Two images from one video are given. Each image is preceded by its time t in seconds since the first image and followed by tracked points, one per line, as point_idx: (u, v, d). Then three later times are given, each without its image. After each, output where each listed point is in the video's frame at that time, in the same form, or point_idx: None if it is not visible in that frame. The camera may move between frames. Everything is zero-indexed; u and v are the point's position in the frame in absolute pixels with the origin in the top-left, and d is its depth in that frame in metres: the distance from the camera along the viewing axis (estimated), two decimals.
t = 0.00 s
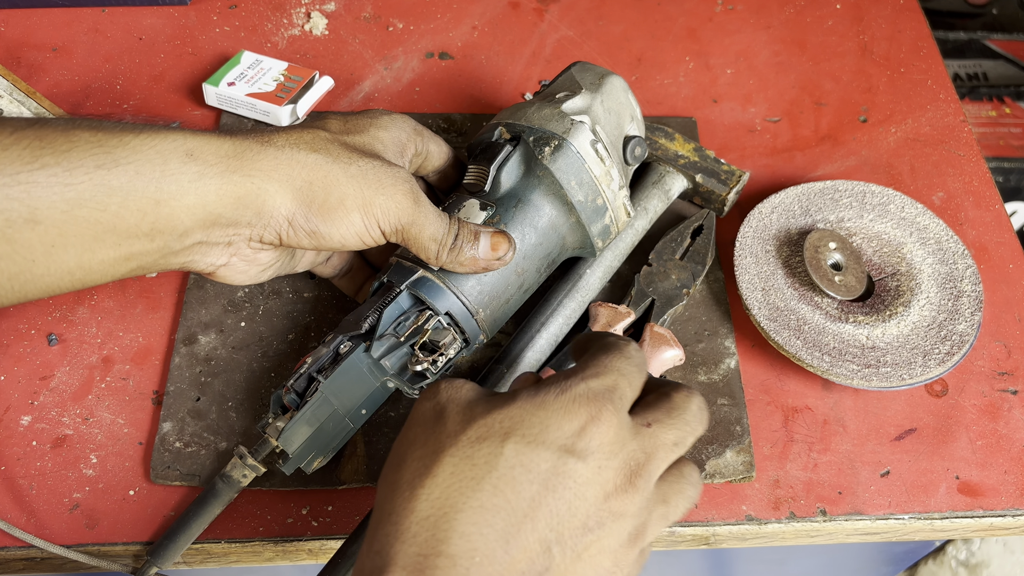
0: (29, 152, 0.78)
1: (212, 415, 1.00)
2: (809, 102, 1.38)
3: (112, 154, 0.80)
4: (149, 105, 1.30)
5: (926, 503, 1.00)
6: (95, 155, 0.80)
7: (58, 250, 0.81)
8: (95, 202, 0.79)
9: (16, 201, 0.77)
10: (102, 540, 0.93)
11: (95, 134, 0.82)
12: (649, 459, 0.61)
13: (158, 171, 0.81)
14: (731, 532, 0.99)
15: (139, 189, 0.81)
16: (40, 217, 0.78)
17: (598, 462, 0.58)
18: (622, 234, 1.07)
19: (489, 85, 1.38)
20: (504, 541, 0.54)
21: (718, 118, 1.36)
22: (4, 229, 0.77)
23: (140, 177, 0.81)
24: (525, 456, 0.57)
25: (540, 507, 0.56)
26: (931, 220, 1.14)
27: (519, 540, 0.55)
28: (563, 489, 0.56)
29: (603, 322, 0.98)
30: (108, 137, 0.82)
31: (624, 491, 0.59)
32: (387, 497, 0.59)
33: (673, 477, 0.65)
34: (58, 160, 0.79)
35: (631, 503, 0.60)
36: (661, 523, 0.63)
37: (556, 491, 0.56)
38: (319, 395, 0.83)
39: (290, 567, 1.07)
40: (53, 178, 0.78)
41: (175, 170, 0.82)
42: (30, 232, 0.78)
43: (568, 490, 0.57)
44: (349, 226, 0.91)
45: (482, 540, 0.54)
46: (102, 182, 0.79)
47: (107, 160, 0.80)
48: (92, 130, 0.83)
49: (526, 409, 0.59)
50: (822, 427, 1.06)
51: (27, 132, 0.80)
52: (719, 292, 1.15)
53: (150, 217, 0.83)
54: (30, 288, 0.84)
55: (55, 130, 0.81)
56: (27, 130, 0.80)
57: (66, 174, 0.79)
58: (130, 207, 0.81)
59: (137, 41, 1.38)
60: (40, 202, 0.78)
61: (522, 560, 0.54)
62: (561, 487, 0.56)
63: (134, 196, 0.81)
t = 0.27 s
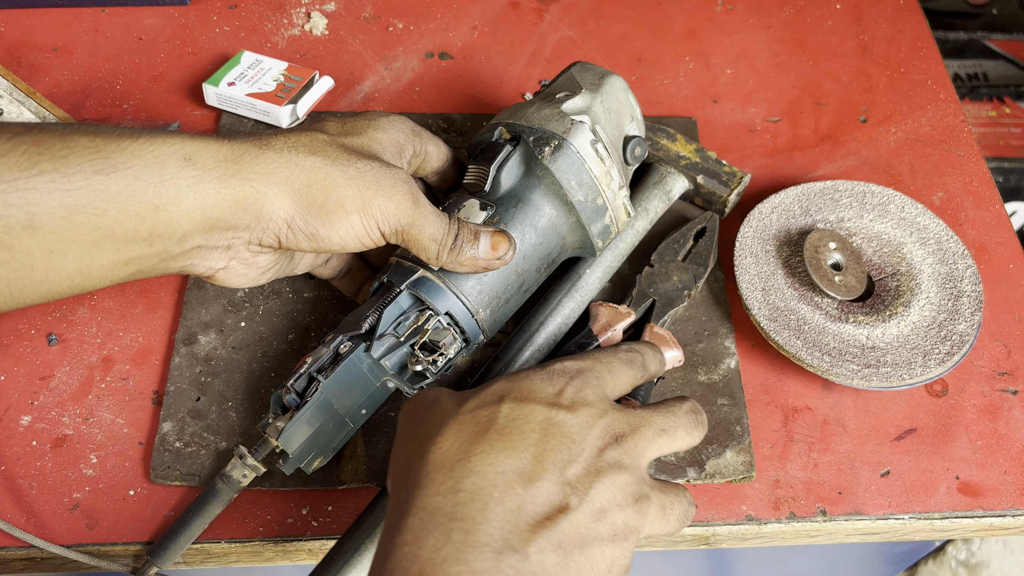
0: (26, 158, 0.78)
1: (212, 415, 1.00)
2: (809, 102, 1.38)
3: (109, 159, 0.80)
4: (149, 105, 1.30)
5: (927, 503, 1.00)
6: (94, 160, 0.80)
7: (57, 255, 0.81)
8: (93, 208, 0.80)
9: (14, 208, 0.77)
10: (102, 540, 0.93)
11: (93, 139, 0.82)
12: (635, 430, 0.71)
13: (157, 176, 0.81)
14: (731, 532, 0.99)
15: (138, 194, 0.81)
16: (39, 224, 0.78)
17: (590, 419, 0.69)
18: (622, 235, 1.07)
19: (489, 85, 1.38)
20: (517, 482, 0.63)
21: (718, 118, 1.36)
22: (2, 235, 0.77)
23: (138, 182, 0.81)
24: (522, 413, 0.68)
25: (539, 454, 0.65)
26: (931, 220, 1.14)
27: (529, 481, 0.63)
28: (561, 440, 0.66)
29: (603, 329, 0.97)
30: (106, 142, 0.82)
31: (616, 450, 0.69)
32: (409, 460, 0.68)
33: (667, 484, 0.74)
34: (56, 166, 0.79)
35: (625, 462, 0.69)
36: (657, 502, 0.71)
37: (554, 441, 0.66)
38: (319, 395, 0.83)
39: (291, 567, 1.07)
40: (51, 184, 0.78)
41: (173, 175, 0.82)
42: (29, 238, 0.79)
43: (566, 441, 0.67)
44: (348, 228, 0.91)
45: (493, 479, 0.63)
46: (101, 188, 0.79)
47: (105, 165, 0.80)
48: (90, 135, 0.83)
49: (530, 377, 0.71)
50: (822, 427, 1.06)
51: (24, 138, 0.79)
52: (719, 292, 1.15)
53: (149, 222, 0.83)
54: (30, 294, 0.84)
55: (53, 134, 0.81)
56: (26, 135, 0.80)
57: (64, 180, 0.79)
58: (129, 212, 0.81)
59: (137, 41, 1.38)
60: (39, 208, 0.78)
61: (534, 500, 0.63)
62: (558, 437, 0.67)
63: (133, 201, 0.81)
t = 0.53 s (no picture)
0: (27, 159, 0.78)
1: (212, 415, 1.00)
2: (809, 103, 1.39)
3: (111, 160, 0.80)
4: (149, 105, 1.30)
5: (926, 503, 1.01)
6: (94, 161, 0.80)
7: (58, 257, 0.82)
8: (94, 209, 0.80)
9: (15, 208, 0.77)
10: (102, 540, 0.93)
11: (94, 139, 0.82)
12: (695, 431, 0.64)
13: (158, 176, 0.81)
14: (731, 532, 0.99)
15: (139, 195, 0.81)
16: (39, 224, 0.78)
17: (662, 409, 0.61)
18: (623, 235, 1.07)
19: (489, 85, 1.38)
20: (589, 459, 0.54)
21: (718, 118, 1.36)
22: (3, 236, 0.77)
23: (140, 182, 0.81)
24: (600, 389, 0.59)
25: (618, 449, 0.56)
26: (931, 220, 1.14)
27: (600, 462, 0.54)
28: (636, 424, 0.58)
29: (621, 334, 0.96)
30: (108, 142, 0.82)
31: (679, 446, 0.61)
32: (471, 418, 0.59)
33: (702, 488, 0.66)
34: (57, 167, 0.79)
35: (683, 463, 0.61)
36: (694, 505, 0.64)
37: (630, 425, 0.58)
38: (319, 396, 0.83)
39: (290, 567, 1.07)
40: (52, 185, 0.78)
41: (175, 175, 0.82)
42: (30, 239, 0.79)
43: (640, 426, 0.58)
44: (349, 228, 0.91)
45: (569, 454, 0.54)
46: (102, 189, 0.79)
47: (107, 166, 0.80)
48: (91, 135, 0.82)
49: (608, 353, 0.64)
50: (822, 427, 1.06)
51: (25, 138, 0.79)
52: (718, 292, 1.15)
53: (150, 222, 0.83)
54: (30, 294, 0.84)
55: (54, 135, 0.81)
56: (27, 136, 0.80)
57: (65, 181, 0.79)
58: (130, 212, 0.81)
59: (137, 41, 1.39)
60: (40, 210, 0.78)
61: (601, 485, 0.54)
62: (634, 421, 0.58)
63: (134, 202, 0.81)
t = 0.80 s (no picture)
0: (25, 158, 0.78)
1: (212, 415, 1.00)
2: (809, 102, 1.39)
3: (110, 158, 0.80)
4: (149, 105, 1.30)
5: (926, 503, 1.01)
6: (94, 159, 0.80)
7: (57, 255, 0.82)
8: (93, 207, 0.80)
9: (13, 208, 0.77)
10: (102, 540, 0.93)
11: (93, 137, 0.82)
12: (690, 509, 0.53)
13: (157, 175, 0.81)
14: (731, 532, 0.99)
15: (138, 193, 0.81)
16: (38, 224, 0.79)
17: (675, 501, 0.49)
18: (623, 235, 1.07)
19: (489, 85, 1.38)
20: None
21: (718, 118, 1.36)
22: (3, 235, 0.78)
23: (139, 181, 0.81)
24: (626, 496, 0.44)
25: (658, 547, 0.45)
26: (931, 220, 1.14)
27: None
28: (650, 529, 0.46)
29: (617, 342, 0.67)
30: (106, 140, 0.82)
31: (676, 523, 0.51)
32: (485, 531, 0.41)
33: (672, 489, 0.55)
34: (56, 165, 0.79)
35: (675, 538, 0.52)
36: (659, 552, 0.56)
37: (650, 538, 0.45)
38: (319, 397, 0.84)
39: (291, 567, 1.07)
40: (51, 183, 0.78)
41: (174, 173, 0.82)
42: (29, 238, 0.79)
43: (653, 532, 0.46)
44: (349, 227, 0.91)
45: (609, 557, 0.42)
46: (101, 187, 0.79)
47: (106, 165, 0.80)
48: (90, 134, 0.82)
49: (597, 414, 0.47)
50: (822, 427, 1.06)
51: (24, 137, 0.80)
52: (718, 292, 1.15)
53: (149, 220, 0.83)
54: (30, 293, 0.85)
55: (52, 134, 0.81)
56: (25, 135, 0.80)
57: (64, 179, 0.79)
58: (129, 211, 0.81)
59: (137, 41, 1.39)
60: (39, 209, 0.78)
61: None
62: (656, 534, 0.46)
63: (133, 201, 0.81)
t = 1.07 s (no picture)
0: (26, 153, 0.78)
1: (212, 415, 1.00)
2: (809, 102, 1.38)
3: (110, 152, 0.80)
4: (149, 104, 1.30)
5: (927, 503, 1.00)
6: (94, 154, 0.80)
7: (57, 250, 0.82)
8: (93, 202, 0.79)
9: (14, 202, 0.77)
10: (102, 540, 0.93)
11: (93, 133, 0.82)
12: None
13: (157, 169, 0.81)
14: (732, 533, 0.99)
15: (138, 188, 0.81)
16: (39, 218, 0.78)
17: None
18: (623, 235, 1.07)
19: (489, 85, 1.37)
20: None
21: (718, 118, 1.36)
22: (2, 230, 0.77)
23: (138, 176, 0.80)
24: None
25: None
26: (931, 220, 1.14)
27: None
28: None
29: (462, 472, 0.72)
30: (106, 136, 0.82)
31: None
32: None
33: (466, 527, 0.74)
34: (56, 160, 0.79)
35: None
36: None
37: None
38: (318, 398, 0.84)
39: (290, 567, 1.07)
40: (51, 178, 0.78)
41: (173, 168, 0.82)
42: (29, 233, 0.79)
43: None
44: (348, 224, 0.91)
45: None
46: (101, 182, 0.79)
47: (105, 159, 0.80)
48: (90, 130, 0.82)
49: None
50: (822, 428, 1.06)
51: (24, 132, 0.79)
52: (719, 292, 1.14)
53: (149, 215, 0.83)
54: (30, 289, 0.85)
55: (52, 129, 0.81)
56: (25, 130, 0.80)
57: (64, 174, 0.79)
58: (129, 206, 0.81)
59: (137, 41, 1.38)
60: (39, 203, 0.78)
61: None
62: None
63: (133, 196, 0.81)
